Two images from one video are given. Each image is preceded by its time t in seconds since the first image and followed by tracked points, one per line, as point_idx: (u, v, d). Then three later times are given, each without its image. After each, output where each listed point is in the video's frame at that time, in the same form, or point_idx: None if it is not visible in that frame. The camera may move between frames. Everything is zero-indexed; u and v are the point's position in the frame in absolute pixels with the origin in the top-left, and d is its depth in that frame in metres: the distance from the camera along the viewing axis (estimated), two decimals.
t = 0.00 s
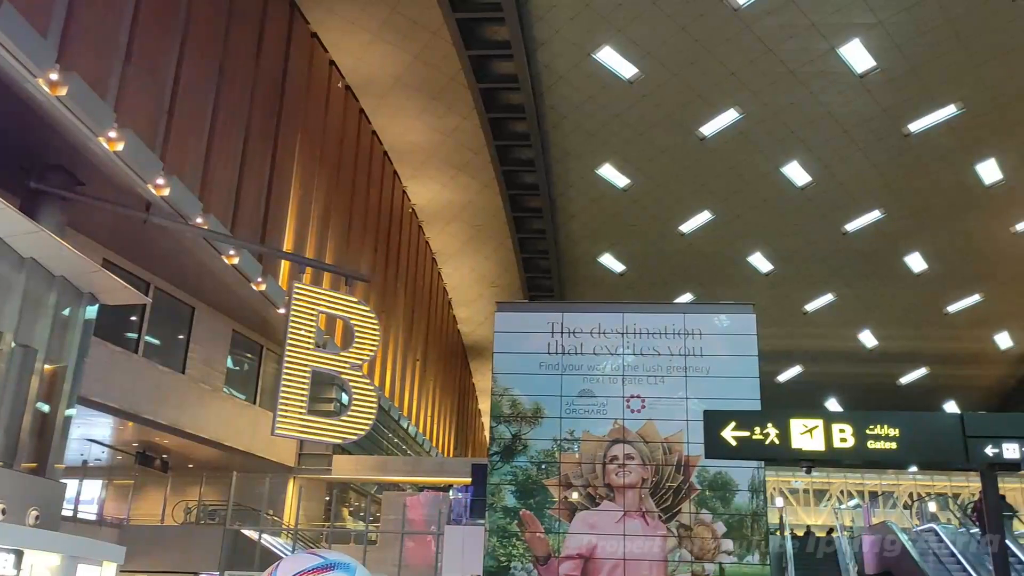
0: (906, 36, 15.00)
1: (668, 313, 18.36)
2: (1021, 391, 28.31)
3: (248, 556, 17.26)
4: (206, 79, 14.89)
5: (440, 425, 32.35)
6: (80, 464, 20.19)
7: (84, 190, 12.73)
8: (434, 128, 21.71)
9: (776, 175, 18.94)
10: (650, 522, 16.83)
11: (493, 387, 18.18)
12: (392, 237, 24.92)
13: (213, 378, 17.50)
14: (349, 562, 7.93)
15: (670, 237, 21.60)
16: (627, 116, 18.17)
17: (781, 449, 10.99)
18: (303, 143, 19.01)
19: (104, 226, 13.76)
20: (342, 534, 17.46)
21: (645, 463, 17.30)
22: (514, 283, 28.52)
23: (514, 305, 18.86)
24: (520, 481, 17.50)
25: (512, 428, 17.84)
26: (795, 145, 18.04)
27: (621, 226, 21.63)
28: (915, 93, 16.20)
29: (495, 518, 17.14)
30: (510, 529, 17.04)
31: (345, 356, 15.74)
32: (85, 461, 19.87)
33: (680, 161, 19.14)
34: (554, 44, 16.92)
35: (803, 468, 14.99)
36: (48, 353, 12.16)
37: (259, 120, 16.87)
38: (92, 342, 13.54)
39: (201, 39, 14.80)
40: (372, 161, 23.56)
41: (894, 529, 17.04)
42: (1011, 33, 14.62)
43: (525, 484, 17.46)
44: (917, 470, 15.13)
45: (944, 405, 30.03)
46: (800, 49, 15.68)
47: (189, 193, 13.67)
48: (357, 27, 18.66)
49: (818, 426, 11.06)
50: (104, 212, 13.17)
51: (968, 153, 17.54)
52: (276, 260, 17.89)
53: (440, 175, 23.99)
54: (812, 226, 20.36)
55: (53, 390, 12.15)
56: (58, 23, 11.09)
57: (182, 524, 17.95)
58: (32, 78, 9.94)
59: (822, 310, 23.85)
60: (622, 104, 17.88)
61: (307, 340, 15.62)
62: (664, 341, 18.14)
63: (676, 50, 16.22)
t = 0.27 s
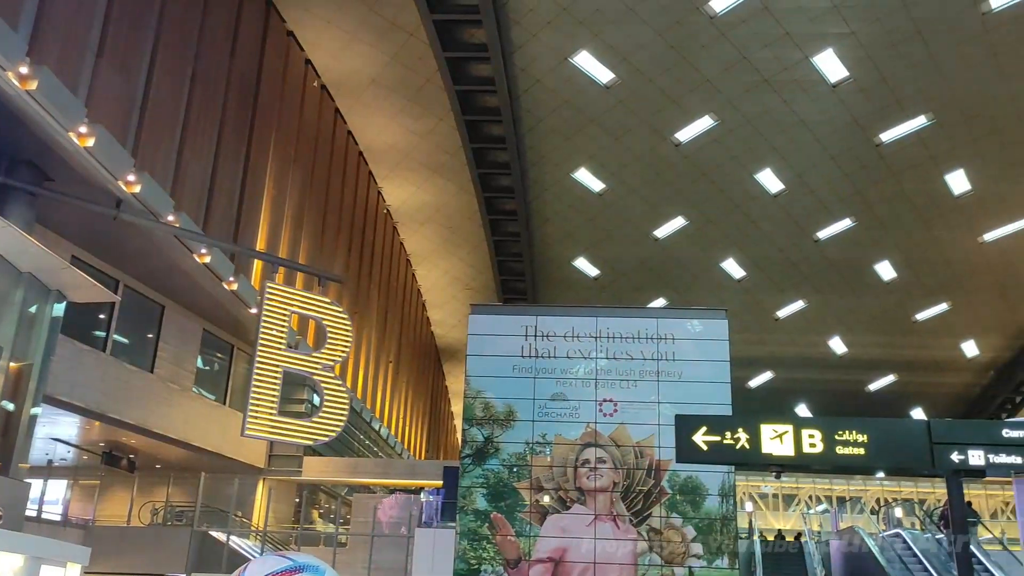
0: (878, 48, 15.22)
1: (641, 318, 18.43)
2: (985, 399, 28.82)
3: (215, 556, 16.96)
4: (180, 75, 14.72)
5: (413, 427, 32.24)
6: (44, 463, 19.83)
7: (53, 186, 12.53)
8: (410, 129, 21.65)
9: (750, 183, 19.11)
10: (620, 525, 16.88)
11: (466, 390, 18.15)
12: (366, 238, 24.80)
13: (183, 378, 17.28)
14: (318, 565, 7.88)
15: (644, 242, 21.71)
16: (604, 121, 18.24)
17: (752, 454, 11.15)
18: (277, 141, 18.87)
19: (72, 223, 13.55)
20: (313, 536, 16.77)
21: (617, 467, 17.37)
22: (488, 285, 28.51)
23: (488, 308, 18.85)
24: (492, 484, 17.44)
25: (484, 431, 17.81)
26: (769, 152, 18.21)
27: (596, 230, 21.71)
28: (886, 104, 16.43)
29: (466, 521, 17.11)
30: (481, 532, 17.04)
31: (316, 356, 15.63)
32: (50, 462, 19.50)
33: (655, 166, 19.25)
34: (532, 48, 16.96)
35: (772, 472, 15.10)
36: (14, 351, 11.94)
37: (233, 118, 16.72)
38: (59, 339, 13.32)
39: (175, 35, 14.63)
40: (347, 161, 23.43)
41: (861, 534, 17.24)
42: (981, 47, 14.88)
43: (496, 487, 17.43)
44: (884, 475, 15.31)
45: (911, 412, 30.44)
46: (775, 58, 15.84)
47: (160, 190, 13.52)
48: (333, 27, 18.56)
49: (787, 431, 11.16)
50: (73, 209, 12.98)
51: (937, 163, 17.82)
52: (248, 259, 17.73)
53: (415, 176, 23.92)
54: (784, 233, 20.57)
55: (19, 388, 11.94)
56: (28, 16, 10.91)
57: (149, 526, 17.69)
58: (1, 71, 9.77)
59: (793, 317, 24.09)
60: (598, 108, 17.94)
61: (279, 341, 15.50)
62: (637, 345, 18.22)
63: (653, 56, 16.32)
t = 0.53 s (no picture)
0: (854, 56, 15.40)
1: (617, 320, 18.49)
2: (954, 404, 29.25)
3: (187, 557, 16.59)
4: (156, 70, 14.57)
5: (388, 427, 32.12)
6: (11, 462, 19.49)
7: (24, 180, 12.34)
8: (389, 129, 21.57)
9: (727, 187, 19.25)
10: (594, 527, 16.92)
11: (441, 391, 18.11)
12: (343, 237, 24.67)
13: (154, 375, 17.07)
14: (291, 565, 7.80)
15: (621, 245, 21.79)
16: (583, 123, 18.29)
17: (725, 457, 11.23)
18: (254, 139, 18.73)
19: (44, 217, 13.35)
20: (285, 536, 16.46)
21: (591, 469, 17.42)
22: (465, 286, 28.47)
23: (465, 308, 18.81)
24: (466, 486, 17.45)
25: (459, 432, 17.80)
26: (746, 158, 18.35)
27: (574, 233, 21.75)
28: (862, 112, 16.63)
29: (440, 522, 17.12)
30: (455, 533, 17.05)
31: (291, 356, 15.52)
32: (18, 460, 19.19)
33: (633, 170, 19.34)
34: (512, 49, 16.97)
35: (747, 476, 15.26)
36: None
37: (210, 114, 16.56)
38: (29, 336, 13.11)
39: (152, 29, 14.48)
40: (325, 160, 23.30)
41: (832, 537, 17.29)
42: (954, 57, 15.11)
43: (471, 488, 17.43)
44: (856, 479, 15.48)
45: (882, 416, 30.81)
46: (752, 64, 15.97)
47: (135, 185, 13.36)
48: (313, 24, 18.44)
49: (761, 434, 11.27)
50: (45, 203, 12.79)
51: (910, 171, 18.07)
52: (223, 257, 17.57)
53: (394, 176, 23.84)
54: (760, 238, 20.73)
55: None
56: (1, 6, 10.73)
57: (118, 525, 17.45)
58: None
59: (767, 321, 24.29)
60: (577, 111, 17.99)
61: (253, 339, 15.36)
62: (613, 347, 18.27)
63: (632, 60, 16.39)
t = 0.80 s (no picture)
0: (832, 59, 15.53)
1: (595, 319, 18.52)
2: (926, 405, 29.63)
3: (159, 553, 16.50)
4: (132, 61, 14.40)
5: (364, 424, 31.99)
6: None
7: None
8: (369, 124, 21.46)
9: (706, 188, 19.35)
10: (569, 525, 16.96)
11: (418, 388, 18.06)
12: (321, 233, 24.52)
13: (128, 370, 16.87)
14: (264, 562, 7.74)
15: (600, 244, 21.84)
16: (563, 122, 18.30)
17: (701, 456, 11.28)
18: (232, 132, 18.55)
19: (16, 209, 13.15)
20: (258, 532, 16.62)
21: (567, 467, 17.46)
22: (444, 284, 28.41)
23: (443, 306, 18.76)
24: (442, 483, 17.42)
25: (436, 429, 17.75)
26: (725, 159, 18.46)
27: (553, 231, 21.77)
28: (838, 114, 16.78)
29: (415, 519, 17.12)
30: (430, 530, 17.02)
31: (268, 351, 15.39)
32: None
33: (612, 169, 19.38)
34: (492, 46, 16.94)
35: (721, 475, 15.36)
36: None
37: (187, 107, 16.40)
38: None
39: (130, 20, 14.32)
40: (303, 154, 23.14)
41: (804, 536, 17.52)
42: (929, 62, 15.29)
43: (447, 485, 17.41)
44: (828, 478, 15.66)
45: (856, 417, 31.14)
46: (732, 66, 16.05)
47: (109, 177, 13.19)
48: (292, 18, 18.30)
49: (736, 433, 11.35)
50: (17, 194, 12.59)
51: (885, 174, 18.27)
52: (199, 251, 17.40)
53: (373, 172, 23.73)
54: (737, 239, 20.86)
55: None
56: None
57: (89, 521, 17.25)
58: None
59: (744, 322, 24.47)
60: (557, 109, 18.00)
61: (229, 334, 15.22)
62: (590, 346, 18.31)
63: (612, 60, 16.42)
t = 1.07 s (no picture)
0: (806, 58, 15.65)
1: (570, 313, 18.55)
2: (894, 400, 30.07)
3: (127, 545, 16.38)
4: (104, 46, 14.16)
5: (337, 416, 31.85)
6: None
7: None
8: (344, 114, 21.30)
9: (681, 184, 19.45)
10: (542, 518, 17.01)
11: (392, 380, 18.02)
12: (295, 223, 24.33)
13: (97, 360, 16.63)
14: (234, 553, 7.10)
15: (575, 238, 21.88)
16: (540, 115, 18.29)
17: (673, 450, 11.39)
18: (206, 120, 18.33)
19: None
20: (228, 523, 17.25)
21: (540, 460, 17.52)
22: (419, 275, 28.32)
23: (417, 297, 18.70)
24: (415, 475, 17.39)
25: (409, 421, 17.70)
26: (700, 155, 18.56)
27: (529, 225, 21.76)
28: (812, 112, 16.93)
29: (388, 511, 17.03)
30: (402, 523, 16.97)
31: (240, 341, 15.26)
32: None
33: (589, 164, 19.41)
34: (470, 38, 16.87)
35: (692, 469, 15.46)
36: None
37: (160, 94, 16.17)
38: None
39: (102, 4, 14.07)
40: (278, 143, 22.94)
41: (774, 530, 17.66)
42: (902, 61, 15.46)
43: (419, 477, 17.37)
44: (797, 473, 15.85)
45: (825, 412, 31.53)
46: (709, 62, 16.12)
47: (79, 164, 12.97)
48: (268, 5, 18.09)
49: (708, 427, 11.45)
50: None
51: (857, 172, 18.47)
52: (171, 240, 17.19)
53: (348, 162, 23.57)
54: (711, 235, 21.00)
55: None
56: None
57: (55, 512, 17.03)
58: None
59: (717, 317, 24.66)
60: (534, 102, 17.98)
61: (201, 324, 15.08)
62: (565, 339, 18.34)
63: (589, 54, 16.42)
